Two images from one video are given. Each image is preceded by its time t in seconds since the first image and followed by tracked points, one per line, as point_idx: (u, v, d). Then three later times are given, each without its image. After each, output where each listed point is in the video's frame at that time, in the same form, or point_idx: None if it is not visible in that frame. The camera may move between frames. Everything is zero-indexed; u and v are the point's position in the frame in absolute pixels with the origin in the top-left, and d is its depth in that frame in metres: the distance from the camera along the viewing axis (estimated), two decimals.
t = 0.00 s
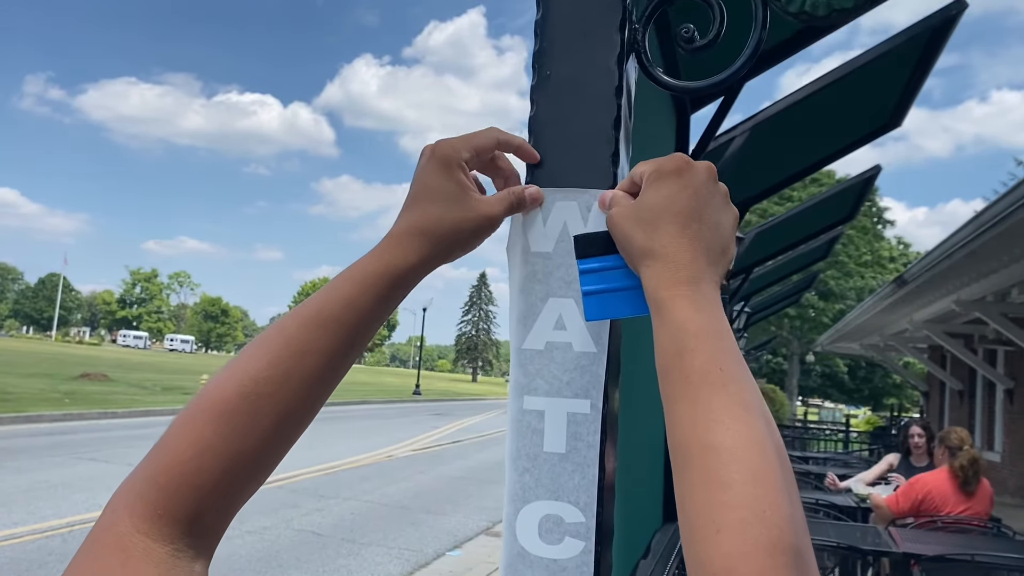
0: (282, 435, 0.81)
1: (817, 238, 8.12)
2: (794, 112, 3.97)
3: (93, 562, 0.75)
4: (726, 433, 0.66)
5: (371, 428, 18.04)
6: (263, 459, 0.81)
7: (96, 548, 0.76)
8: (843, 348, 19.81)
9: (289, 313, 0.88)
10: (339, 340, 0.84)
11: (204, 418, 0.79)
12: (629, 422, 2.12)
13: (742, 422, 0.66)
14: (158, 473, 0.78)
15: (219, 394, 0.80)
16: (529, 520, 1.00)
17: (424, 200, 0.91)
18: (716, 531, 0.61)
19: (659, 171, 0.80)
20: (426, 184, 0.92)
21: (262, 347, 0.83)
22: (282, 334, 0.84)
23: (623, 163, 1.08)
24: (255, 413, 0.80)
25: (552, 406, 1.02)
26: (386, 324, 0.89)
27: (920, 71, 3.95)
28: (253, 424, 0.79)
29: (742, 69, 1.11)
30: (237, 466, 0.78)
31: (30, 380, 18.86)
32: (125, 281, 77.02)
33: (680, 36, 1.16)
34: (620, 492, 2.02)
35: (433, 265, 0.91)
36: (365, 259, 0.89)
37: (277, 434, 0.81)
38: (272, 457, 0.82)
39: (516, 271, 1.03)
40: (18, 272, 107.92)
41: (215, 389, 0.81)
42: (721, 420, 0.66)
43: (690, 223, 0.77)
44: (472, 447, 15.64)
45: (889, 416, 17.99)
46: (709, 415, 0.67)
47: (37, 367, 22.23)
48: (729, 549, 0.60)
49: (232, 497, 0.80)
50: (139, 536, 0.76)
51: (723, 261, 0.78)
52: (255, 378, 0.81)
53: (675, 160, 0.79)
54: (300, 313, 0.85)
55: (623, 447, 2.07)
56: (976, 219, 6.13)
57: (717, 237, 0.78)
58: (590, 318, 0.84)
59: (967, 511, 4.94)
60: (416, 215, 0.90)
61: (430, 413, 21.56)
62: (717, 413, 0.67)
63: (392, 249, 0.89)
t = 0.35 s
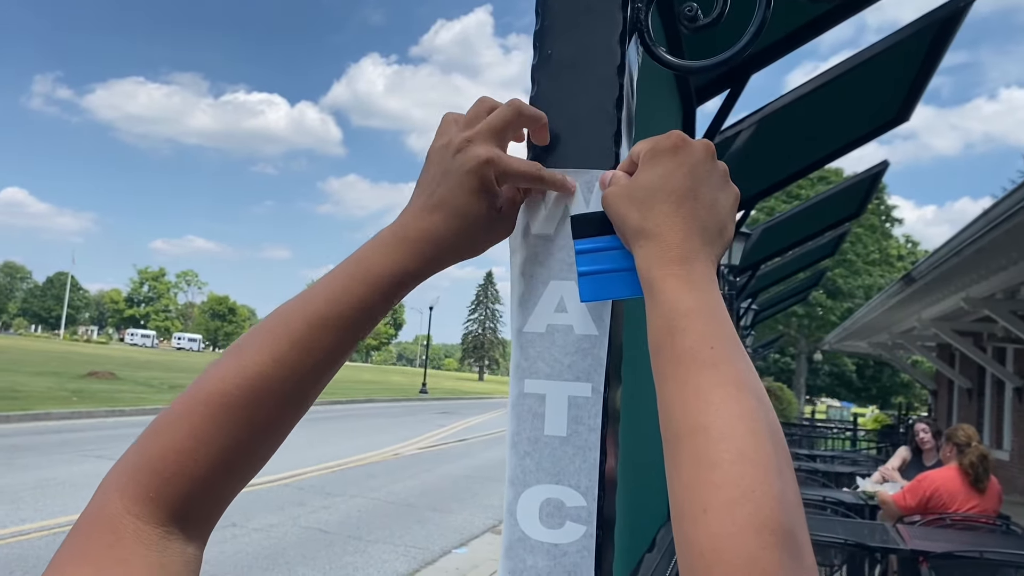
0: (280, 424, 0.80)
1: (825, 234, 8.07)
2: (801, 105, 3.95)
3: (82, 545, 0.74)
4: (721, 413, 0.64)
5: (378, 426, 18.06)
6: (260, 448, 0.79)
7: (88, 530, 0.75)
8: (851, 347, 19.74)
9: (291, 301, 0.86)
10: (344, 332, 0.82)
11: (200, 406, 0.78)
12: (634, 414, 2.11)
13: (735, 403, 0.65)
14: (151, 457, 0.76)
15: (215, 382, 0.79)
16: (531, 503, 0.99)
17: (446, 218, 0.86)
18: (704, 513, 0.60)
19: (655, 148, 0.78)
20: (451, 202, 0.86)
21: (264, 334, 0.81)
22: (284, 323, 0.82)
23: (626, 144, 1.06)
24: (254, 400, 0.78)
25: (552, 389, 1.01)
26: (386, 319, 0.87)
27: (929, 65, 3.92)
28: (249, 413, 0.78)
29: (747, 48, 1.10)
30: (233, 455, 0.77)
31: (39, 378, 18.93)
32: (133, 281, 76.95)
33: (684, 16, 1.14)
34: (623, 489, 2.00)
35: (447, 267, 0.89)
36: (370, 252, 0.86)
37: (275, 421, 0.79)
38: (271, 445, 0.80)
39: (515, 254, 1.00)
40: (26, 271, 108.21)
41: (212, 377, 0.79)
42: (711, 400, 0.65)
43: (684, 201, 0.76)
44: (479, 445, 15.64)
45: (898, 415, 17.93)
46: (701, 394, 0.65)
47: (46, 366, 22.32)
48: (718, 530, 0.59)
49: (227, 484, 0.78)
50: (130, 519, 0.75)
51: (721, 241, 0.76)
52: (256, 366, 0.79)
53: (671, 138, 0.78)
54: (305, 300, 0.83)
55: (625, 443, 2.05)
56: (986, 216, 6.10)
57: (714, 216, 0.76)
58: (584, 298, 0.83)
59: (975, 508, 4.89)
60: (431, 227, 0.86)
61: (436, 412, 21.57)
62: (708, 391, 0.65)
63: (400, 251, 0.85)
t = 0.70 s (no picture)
0: (250, 449, 0.83)
1: (831, 231, 8.03)
2: (806, 101, 3.92)
3: (58, 549, 0.79)
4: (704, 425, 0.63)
5: (384, 423, 18.08)
6: (230, 469, 0.83)
7: (63, 537, 0.81)
8: (857, 344, 19.68)
9: (268, 320, 0.87)
10: (316, 364, 0.84)
11: (170, 432, 0.81)
12: (633, 414, 2.10)
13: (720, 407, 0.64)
14: (128, 470, 0.81)
15: (183, 410, 0.82)
16: (522, 506, 0.97)
17: (458, 287, 0.88)
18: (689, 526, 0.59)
19: (649, 147, 0.76)
20: (466, 274, 0.88)
21: (234, 364, 0.83)
22: (254, 352, 0.84)
23: (620, 144, 1.05)
24: (221, 432, 0.81)
25: (544, 390, 0.99)
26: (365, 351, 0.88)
27: (935, 59, 3.90)
28: (217, 443, 0.81)
29: (743, 43, 1.08)
30: (204, 477, 0.82)
31: (45, 376, 18.96)
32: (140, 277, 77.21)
33: (681, 12, 1.13)
34: (621, 491, 1.99)
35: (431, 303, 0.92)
36: (354, 287, 0.86)
37: (244, 448, 0.83)
38: (242, 465, 0.84)
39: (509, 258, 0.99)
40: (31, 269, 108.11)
41: (183, 402, 0.82)
42: (699, 415, 0.63)
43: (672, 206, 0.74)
44: (484, 442, 15.63)
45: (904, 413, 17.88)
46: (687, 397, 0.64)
47: (54, 363, 22.38)
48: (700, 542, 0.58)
49: (200, 501, 0.83)
50: (101, 530, 0.80)
51: (711, 248, 0.75)
52: (223, 399, 0.82)
53: (664, 139, 0.76)
54: (277, 330, 0.85)
55: (624, 445, 2.04)
56: (991, 212, 6.07)
57: (705, 222, 0.74)
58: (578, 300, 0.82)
59: (980, 507, 4.88)
60: (436, 290, 0.88)
61: (442, 409, 21.56)
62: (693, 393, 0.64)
63: (390, 294, 0.85)
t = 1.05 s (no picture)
0: (252, 448, 0.82)
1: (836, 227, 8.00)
2: (813, 95, 3.89)
3: (59, 544, 0.78)
4: None
5: (388, 419, 18.08)
6: (232, 469, 0.82)
7: (64, 531, 0.79)
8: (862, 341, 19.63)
9: (273, 311, 0.86)
10: (320, 360, 0.83)
11: (172, 425, 0.80)
12: (635, 412, 2.08)
13: None
14: (129, 465, 0.80)
15: (185, 403, 0.80)
16: (525, 503, 0.96)
17: (462, 278, 0.86)
18: None
19: None
20: (470, 264, 0.86)
21: (236, 357, 0.82)
22: (256, 346, 0.82)
23: (625, 135, 1.02)
24: (221, 431, 0.80)
25: (548, 385, 0.97)
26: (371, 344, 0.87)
27: (943, 51, 3.87)
28: (218, 442, 0.80)
29: (749, 31, 1.06)
30: (207, 473, 0.80)
31: (50, 372, 19.01)
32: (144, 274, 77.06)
33: None
34: (625, 492, 1.97)
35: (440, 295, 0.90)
36: (358, 282, 0.84)
37: (245, 448, 0.81)
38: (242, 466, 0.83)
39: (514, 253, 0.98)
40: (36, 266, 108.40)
41: (184, 395, 0.81)
42: None
43: None
44: (488, 439, 15.63)
45: (909, 409, 17.84)
46: None
47: (59, 359, 22.42)
48: None
49: (202, 499, 0.82)
50: (103, 526, 0.79)
51: None
52: (224, 395, 0.80)
53: None
54: (279, 323, 0.83)
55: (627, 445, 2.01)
56: (997, 208, 6.04)
57: None
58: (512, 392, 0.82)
59: (985, 503, 4.86)
60: (440, 282, 0.85)
61: (446, 405, 21.57)
62: None
63: (393, 288, 0.84)
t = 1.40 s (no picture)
0: (245, 427, 0.81)
1: (836, 222, 7.98)
2: (813, 88, 3.87)
3: (49, 527, 0.77)
4: None
5: (387, 415, 18.06)
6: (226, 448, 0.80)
7: (55, 517, 0.78)
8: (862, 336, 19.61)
9: (264, 286, 0.85)
10: (313, 335, 0.82)
11: (160, 403, 0.78)
12: (634, 405, 2.07)
13: None
14: (118, 447, 0.78)
15: (173, 381, 0.79)
16: (522, 493, 0.95)
17: (448, 249, 0.84)
18: None
19: None
20: (456, 233, 0.84)
21: (224, 336, 0.81)
22: (248, 320, 0.81)
23: (624, 119, 1.00)
24: (211, 409, 0.79)
25: (545, 372, 0.95)
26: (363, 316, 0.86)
27: (946, 42, 3.85)
28: (206, 420, 0.78)
29: (751, 12, 1.04)
30: (199, 451, 0.79)
31: (51, 369, 19.01)
32: (144, 270, 76.77)
33: None
34: (625, 486, 1.95)
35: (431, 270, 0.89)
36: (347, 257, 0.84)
37: (235, 430, 0.80)
38: (237, 445, 0.81)
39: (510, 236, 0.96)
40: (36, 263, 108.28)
41: (173, 374, 0.80)
42: None
43: None
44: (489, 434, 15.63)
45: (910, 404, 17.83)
46: None
47: (60, 356, 22.43)
48: None
49: (192, 484, 0.80)
50: (93, 510, 0.78)
51: None
52: (213, 371, 0.79)
53: None
54: (269, 297, 0.82)
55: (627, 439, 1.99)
56: (998, 202, 6.01)
57: None
58: None
59: (984, 497, 4.85)
60: (428, 254, 0.84)
61: (447, 401, 21.56)
62: None
63: (382, 262, 0.84)
